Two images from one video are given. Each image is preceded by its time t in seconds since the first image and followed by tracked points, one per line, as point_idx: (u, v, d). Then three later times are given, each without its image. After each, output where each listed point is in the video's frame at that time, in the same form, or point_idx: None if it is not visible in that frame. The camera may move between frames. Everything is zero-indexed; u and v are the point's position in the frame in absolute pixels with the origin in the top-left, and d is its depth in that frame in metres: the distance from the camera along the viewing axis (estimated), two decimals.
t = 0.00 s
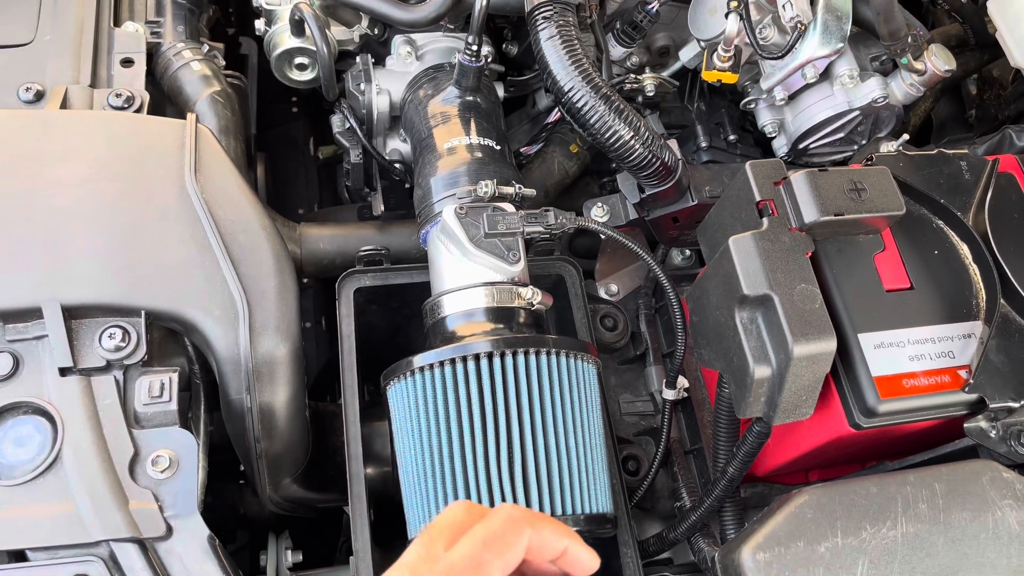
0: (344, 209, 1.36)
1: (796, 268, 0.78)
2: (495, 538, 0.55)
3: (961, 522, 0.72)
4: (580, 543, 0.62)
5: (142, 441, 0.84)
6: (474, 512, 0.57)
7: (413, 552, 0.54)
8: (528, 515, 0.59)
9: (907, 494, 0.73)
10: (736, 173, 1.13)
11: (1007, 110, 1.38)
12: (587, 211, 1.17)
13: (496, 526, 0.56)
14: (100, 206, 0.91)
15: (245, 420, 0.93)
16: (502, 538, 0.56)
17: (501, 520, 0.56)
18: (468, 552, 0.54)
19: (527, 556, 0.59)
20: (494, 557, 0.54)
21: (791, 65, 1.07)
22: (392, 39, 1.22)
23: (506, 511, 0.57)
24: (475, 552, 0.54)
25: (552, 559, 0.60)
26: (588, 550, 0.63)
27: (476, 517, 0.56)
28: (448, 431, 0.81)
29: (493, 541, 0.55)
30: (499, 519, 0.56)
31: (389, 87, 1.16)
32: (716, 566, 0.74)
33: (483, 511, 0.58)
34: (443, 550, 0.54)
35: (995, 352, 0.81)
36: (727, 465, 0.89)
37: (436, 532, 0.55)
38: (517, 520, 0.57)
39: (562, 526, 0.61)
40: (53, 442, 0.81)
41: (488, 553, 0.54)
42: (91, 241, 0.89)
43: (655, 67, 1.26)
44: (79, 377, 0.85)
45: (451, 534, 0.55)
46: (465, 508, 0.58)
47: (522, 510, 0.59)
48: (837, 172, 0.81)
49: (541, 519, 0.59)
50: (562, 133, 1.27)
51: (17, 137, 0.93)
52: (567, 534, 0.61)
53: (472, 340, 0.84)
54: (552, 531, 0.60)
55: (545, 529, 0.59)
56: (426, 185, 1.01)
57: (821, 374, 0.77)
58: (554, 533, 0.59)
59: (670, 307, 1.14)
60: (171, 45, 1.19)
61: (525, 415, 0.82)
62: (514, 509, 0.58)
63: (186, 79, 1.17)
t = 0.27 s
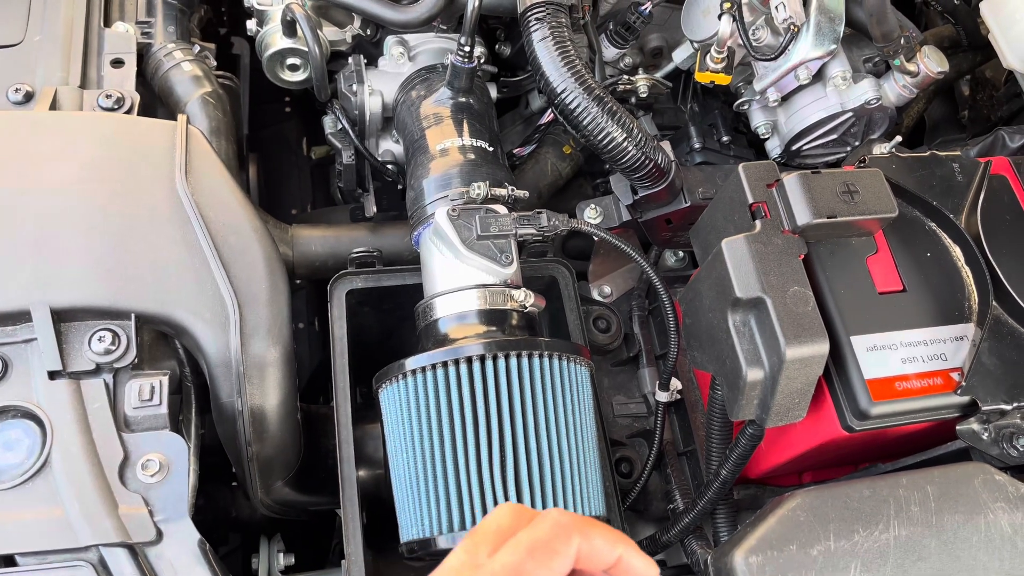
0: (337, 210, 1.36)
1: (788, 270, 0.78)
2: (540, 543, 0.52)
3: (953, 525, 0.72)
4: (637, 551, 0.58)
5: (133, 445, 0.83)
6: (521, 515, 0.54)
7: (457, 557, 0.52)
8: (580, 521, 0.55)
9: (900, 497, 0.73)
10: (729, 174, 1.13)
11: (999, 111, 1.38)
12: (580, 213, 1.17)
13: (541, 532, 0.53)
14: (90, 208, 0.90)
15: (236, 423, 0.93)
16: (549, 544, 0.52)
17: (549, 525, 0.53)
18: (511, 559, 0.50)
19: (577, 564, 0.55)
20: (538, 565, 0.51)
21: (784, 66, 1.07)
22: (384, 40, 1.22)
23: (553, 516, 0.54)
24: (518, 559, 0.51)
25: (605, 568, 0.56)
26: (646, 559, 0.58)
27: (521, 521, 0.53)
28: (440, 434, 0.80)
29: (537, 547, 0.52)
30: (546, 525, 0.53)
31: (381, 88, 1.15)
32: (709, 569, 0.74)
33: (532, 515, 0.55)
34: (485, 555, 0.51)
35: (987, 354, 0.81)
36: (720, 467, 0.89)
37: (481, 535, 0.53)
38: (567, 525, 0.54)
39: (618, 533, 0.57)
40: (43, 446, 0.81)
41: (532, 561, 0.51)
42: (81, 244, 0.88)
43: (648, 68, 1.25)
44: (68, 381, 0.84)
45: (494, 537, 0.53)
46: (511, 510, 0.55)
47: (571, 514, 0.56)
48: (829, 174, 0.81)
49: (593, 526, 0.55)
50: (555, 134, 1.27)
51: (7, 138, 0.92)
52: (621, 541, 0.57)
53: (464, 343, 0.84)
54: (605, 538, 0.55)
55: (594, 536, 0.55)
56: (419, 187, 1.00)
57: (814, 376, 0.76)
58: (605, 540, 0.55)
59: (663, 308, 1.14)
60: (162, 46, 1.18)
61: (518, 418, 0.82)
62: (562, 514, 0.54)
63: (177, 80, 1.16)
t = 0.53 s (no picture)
0: (327, 210, 1.35)
1: (780, 271, 0.77)
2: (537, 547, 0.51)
3: (945, 527, 0.72)
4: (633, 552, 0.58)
5: (118, 449, 0.82)
6: (517, 519, 0.54)
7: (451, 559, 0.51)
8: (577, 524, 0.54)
9: (891, 499, 0.73)
10: (721, 174, 1.13)
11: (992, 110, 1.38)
12: (572, 212, 1.16)
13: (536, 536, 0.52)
14: (74, 209, 0.89)
15: (224, 426, 0.92)
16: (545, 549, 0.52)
17: (545, 528, 0.52)
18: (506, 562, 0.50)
19: (573, 567, 0.55)
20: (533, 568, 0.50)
21: (776, 66, 1.07)
22: (374, 38, 1.20)
23: (549, 519, 0.53)
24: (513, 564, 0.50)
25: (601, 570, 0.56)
26: (643, 562, 0.58)
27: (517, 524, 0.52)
28: (429, 437, 0.80)
29: (533, 550, 0.51)
30: (541, 528, 0.52)
31: (371, 87, 1.14)
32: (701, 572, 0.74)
33: (528, 518, 0.54)
34: (482, 558, 0.51)
35: (978, 355, 0.80)
36: (712, 469, 0.88)
37: (477, 537, 0.52)
38: (563, 529, 0.53)
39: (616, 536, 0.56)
40: (27, 450, 0.79)
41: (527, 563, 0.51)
42: (65, 245, 0.87)
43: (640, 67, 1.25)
44: (52, 384, 0.83)
45: (490, 540, 0.52)
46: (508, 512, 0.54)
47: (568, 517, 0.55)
48: (821, 175, 0.80)
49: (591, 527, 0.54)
50: (546, 133, 1.26)
51: None
52: (617, 544, 0.56)
53: (454, 345, 0.83)
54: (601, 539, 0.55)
55: (590, 539, 0.54)
56: (408, 187, 0.99)
57: (806, 378, 0.76)
58: (600, 542, 0.55)
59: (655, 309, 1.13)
60: (149, 45, 1.16)
61: (508, 421, 0.81)
62: (560, 517, 0.54)
63: (164, 79, 1.14)
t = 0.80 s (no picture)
0: (318, 210, 1.34)
1: (773, 273, 0.77)
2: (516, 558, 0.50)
3: (938, 530, 0.71)
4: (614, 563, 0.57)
5: (105, 453, 0.81)
6: (497, 532, 0.53)
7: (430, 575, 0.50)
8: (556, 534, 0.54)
9: (885, 502, 0.72)
10: (714, 174, 1.12)
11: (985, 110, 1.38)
12: (564, 213, 1.15)
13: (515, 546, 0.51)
14: (60, 209, 0.88)
15: (213, 429, 0.91)
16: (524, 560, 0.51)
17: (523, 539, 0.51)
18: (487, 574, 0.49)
19: None
20: None
21: (769, 66, 1.06)
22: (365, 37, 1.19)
23: (529, 530, 0.53)
24: None
25: None
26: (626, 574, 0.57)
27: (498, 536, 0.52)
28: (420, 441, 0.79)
29: (513, 561, 0.50)
30: (520, 539, 0.51)
31: (362, 86, 1.13)
32: None
33: (508, 530, 0.53)
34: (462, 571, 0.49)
35: (972, 357, 0.80)
36: (704, 471, 0.88)
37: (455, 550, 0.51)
38: (542, 539, 0.52)
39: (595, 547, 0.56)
40: (12, 454, 0.78)
41: (508, 575, 0.50)
42: (51, 246, 0.86)
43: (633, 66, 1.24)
44: (38, 387, 0.81)
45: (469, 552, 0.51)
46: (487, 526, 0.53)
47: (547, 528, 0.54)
48: (814, 176, 0.80)
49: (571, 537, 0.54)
50: (539, 133, 1.26)
51: None
52: (598, 554, 0.55)
53: (445, 347, 0.82)
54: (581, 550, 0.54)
55: (570, 549, 0.53)
56: (399, 187, 0.98)
57: (799, 381, 0.75)
58: (581, 553, 0.54)
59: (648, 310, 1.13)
60: (136, 43, 1.15)
61: (499, 424, 0.80)
62: (539, 528, 0.53)
63: (153, 78, 1.13)
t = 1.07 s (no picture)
0: (319, 205, 1.33)
1: (778, 268, 0.77)
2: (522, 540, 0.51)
3: (943, 525, 0.72)
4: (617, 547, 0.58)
5: (109, 448, 0.81)
6: (501, 514, 0.53)
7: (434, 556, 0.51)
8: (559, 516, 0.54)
9: (889, 497, 0.72)
10: (717, 170, 1.12)
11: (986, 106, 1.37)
12: (567, 208, 1.15)
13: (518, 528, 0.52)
14: (63, 203, 0.88)
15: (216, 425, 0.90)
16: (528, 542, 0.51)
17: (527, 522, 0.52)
18: (492, 554, 0.49)
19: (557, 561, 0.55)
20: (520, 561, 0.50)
21: (773, 61, 1.06)
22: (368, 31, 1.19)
23: (532, 512, 0.53)
24: (497, 557, 0.49)
25: (585, 564, 0.56)
26: (627, 555, 0.58)
27: (501, 518, 0.52)
28: (424, 435, 0.79)
29: (517, 542, 0.51)
30: (524, 521, 0.52)
31: (365, 81, 1.13)
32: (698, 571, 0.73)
33: (512, 512, 0.54)
34: (467, 551, 0.50)
35: (976, 353, 0.80)
36: (708, 466, 0.88)
37: (459, 532, 0.52)
38: (546, 519, 0.53)
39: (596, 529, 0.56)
40: (16, 449, 0.78)
41: (512, 555, 0.50)
42: (53, 240, 0.85)
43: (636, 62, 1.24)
44: (41, 382, 0.81)
45: (473, 534, 0.51)
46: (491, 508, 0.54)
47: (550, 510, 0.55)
48: (820, 171, 0.80)
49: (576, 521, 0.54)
50: (541, 128, 1.25)
51: None
52: (600, 536, 0.56)
53: (450, 341, 0.82)
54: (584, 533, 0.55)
55: (574, 531, 0.54)
56: (403, 182, 0.98)
57: (804, 376, 0.76)
58: (583, 534, 0.55)
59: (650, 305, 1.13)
60: (138, 36, 1.14)
61: (503, 418, 0.80)
62: (542, 509, 0.54)
63: (155, 72, 1.13)
